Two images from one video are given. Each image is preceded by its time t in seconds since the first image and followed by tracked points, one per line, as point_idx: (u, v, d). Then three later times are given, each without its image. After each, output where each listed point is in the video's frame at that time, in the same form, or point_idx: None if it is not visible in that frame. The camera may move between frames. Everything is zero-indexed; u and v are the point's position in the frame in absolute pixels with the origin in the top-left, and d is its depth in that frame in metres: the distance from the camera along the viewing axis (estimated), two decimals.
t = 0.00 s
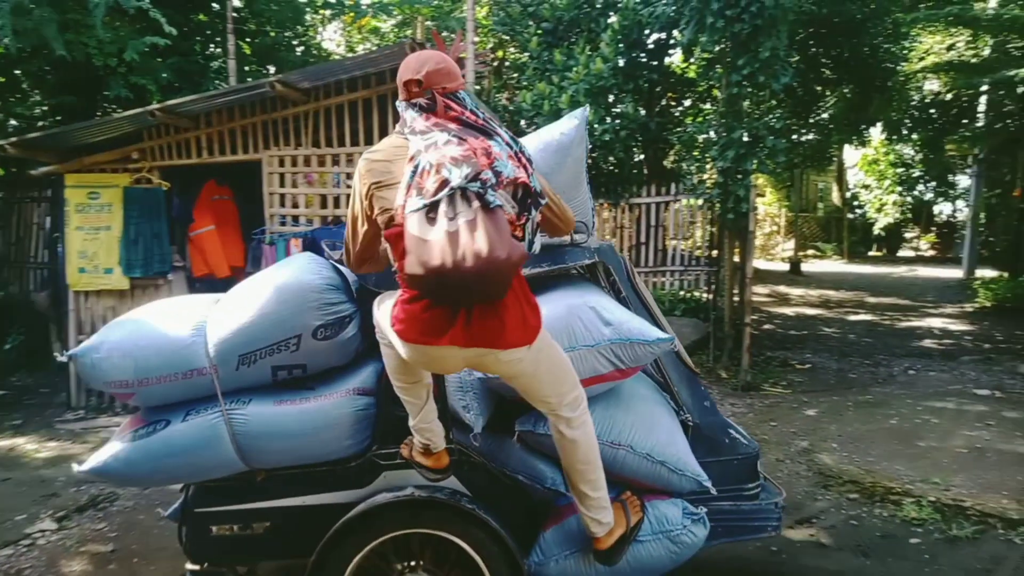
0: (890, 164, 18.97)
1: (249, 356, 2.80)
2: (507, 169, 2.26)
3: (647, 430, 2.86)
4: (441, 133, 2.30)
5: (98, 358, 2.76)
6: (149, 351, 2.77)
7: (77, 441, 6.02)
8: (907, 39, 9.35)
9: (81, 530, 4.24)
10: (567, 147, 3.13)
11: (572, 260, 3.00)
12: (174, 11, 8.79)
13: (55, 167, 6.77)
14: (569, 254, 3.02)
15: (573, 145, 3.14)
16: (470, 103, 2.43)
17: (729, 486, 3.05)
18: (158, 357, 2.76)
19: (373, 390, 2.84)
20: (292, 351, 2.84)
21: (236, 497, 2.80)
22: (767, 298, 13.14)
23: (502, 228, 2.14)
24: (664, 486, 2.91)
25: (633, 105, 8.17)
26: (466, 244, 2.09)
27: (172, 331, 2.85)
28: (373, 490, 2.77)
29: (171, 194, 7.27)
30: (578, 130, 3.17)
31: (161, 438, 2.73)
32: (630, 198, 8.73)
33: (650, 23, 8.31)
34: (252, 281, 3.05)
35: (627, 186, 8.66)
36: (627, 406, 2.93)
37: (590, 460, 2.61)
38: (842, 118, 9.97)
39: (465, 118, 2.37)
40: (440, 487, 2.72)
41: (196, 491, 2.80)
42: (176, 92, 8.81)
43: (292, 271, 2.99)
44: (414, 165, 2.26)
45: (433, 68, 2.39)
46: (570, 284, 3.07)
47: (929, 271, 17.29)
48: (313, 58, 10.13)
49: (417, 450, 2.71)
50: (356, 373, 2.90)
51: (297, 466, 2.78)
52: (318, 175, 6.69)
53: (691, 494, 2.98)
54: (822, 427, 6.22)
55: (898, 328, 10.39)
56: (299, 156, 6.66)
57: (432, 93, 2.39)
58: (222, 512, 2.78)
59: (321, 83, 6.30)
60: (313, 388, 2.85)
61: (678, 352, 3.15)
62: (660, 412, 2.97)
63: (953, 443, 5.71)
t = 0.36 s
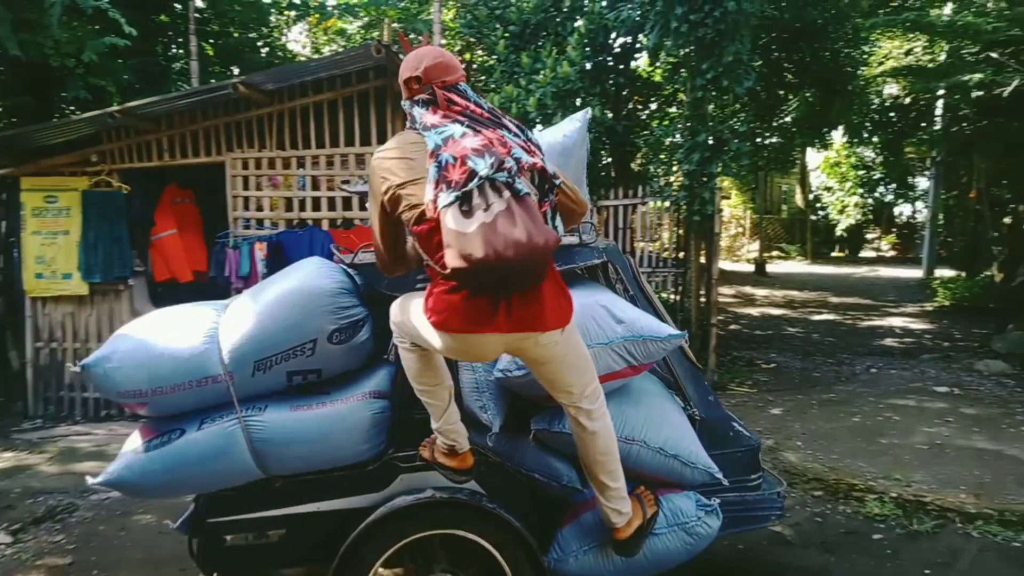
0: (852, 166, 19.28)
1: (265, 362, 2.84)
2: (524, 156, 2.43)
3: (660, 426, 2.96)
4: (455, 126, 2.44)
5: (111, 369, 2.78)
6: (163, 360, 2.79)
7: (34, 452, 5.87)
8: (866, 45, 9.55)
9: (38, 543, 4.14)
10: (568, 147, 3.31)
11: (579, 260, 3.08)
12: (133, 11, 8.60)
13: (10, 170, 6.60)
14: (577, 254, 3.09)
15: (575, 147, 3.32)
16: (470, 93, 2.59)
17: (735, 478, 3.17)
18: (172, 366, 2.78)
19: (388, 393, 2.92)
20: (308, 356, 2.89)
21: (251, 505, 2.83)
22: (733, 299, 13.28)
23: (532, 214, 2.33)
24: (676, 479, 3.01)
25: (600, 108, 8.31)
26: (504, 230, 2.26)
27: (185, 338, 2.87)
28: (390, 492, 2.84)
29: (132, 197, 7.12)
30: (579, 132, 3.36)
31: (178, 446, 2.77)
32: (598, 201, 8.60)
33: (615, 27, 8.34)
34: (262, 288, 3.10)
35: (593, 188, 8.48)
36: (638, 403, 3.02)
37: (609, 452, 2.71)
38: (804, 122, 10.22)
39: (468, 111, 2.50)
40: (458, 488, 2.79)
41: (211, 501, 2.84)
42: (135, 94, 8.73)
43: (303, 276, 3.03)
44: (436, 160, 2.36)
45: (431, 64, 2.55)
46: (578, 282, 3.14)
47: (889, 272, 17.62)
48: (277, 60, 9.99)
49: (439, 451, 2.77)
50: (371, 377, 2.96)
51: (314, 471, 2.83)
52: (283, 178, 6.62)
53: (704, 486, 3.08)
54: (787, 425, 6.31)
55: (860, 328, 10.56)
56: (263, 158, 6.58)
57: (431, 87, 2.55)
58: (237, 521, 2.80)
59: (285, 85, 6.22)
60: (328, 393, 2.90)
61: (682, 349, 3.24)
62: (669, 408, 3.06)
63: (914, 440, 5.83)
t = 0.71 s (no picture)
0: (828, 168, 19.46)
1: (277, 365, 2.84)
2: (533, 141, 2.54)
3: (666, 425, 2.99)
4: (463, 116, 2.55)
5: (122, 373, 2.77)
6: (175, 363, 2.79)
7: (4, 457, 5.77)
8: (842, 48, 9.67)
9: (5, 551, 4.06)
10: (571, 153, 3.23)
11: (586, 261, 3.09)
12: (106, 9, 8.46)
13: None
14: (585, 255, 3.09)
15: (579, 150, 3.24)
16: (471, 85, 2.68)
17: (738, 475, 3.20)
18: (183, 370, 2.79)
19: (397, 396, 2.92)
20: (319, 358, 2.88)
21: (263, 510, 2.84)
22: (711, 300, 13.37)
23: (548, 192, 2.44)
24: (682, 475, 3.04)
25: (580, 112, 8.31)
26: (523, 209, 2.37)
27: (196, 341, 2.87)
28: (401, 495, 2.85)
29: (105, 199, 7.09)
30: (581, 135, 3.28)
31: (190, 452, 2.78)
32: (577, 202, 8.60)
33: (594, 29, 8.32)
34: (270, 289, 3.08)
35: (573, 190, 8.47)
36: (645, 401, 3.06)
37: (618, 446, 2.75)
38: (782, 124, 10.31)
39: (472, 102, 2.60)
40: (471, 488, 2.79)
41: (219, 508, 2.85)
42: (108, 93, 8.59)
43: (313, 276, 3.00)
44: (449, 149, 2.46)
45: (431, 59, 2.64)
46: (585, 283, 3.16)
47: (865, 273, 17.82)
48: (254, 59, 9.88)
49: (456, 452, 2.78)
50: (381, 379, 2.96)
51: (325, 474, 2.84)
52: (259, 179, 6.55)
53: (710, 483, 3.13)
54: (765, 425, 6.36)
55: (836, 329, 10.66)
56: (238, 159, 6.53)
57: (433, 81, 2.65)
58: (247, 526, 2.82)
59: (261, 85, 6.16)
60: (339, 396, 2.90)
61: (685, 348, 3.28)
62: (674, 406, 3.09)
63: (888, 440, 5.90)
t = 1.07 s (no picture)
0: (792, 173, 19.76)
1: (298, 369, 2.79)
2: (536, 114, 2.66)
3: (672, 421, 3.02)
4: (468, 94, 2.67)
5: (143, 378, 2.66)
6: (197, 368, 2.70)
7: None
8: (805, 55, 9.88)
9: None
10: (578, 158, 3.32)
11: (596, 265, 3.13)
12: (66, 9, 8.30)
13: None
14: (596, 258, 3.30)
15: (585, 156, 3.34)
16: (472, 69, 2.76)
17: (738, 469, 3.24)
18: (206, 374, 2.70)
19: (413, 398, 2.92)
20: (341, 361, 2.84)
21: (279, 515, 2.77)
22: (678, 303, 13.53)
23: (553, 160, 2.58)
24: (689, 471, 3.07)
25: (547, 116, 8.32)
26: (533, 172, 2.49)
27: (216, 344, 2.78)
28: (419, 497, 2.83)
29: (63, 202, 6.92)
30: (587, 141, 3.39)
31: (215, 457, 2.69)
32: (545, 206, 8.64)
33: (562, 35, 8.33)
34: (284, 292, 3.02)
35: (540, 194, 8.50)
36: (655, 400, 3.09)
37: (630, 415, 2.77)
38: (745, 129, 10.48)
39: (475, 84, 2.70)
40: (490, 489, 2.80)
41: (234, 514, 2.76)
42: (69, 93, 8.43)
43: (330, 280, 2.96)
44: (456, 123, 2.57)
45: (433, 46, 2.74)
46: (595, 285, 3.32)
47: (828, 276, 18.14)
48: (218, 61, 9.71)
49: (478, 452, 2.75)
50: (396, 383, 2.95)
51: (344, 477, 2.80)
52: (222, 182, 6.46)
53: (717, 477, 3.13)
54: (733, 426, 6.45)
55: (800, 331, 10.82)
56: (201, 163, 6.43)
57: (434, 67, 2.74)
58: (264, 532, 2.75)
59: (224, 87, 6.08)
60: (358, 399, 2.88)
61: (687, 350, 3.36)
62: (679, 403, 3.12)
63: (850, 440, 6.00)
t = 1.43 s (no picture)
0: (757, 178, 20.02)
1: (319, 374, 2.72)
2: (540, 93, 2.69)
3: (679, 420, 3.13)
4: (475, 74, 2.71)
5: (164, 386, 2.53)
6: (220, 374, 2.60)
7: None
8: (769, 62, 10.02)
9: None
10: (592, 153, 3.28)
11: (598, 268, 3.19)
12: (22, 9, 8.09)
13: None
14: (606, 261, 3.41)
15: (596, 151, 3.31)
16: (481, 52, 2.82)
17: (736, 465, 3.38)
18: (228, 380, 2.60)
19: (430, 401, 2.87)
20: (362, 365, 2.77)
21: (294, 523, 2.68)
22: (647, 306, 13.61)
23: (556, 134, 2.59)
24: (694, 468, 3.18)
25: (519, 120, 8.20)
26: (532, 145, 2.51)
27: (236, 350, 2.68)
28: (437, 500, 2.78)
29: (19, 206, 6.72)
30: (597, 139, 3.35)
31: (238, 464, 2.60)
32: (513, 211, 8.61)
33: (529, 40, 8.31)
34: (299, 296, 2.94)
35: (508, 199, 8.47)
36: (660, 399, 3.20)
37: (634, 387, 2.80)
38: (712, 134, 10.59)
39: (483, 66, 2.75)
40: (510, 491, 2.80)
41: (247, 522, 2.67)
42: (24, 94, 8.21)
43: (347, 284, 2.90)
44: (462, 100, 2.62)
45: (442, 30, 2.82)
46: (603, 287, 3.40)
47: (794, 280, 18.39)
48: (181, 62, 9.47)
49: (498, 453, 2.74)
50: (413, 386, 2.90)
51: (363, 481, 2.74)
52: (183, 186, 6.31)
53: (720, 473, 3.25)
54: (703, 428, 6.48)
55: (766, 334, 10.96)
56: (162, 166, 6.29)
57: (444, 50, 2.81)
58: (281, 539, 2.65)
59: (185, 89, 5.96)
60: (376, 402, 2.83)
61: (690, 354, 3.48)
62: (683, 403, 3.23)
63: (816, 441, 6.07)
